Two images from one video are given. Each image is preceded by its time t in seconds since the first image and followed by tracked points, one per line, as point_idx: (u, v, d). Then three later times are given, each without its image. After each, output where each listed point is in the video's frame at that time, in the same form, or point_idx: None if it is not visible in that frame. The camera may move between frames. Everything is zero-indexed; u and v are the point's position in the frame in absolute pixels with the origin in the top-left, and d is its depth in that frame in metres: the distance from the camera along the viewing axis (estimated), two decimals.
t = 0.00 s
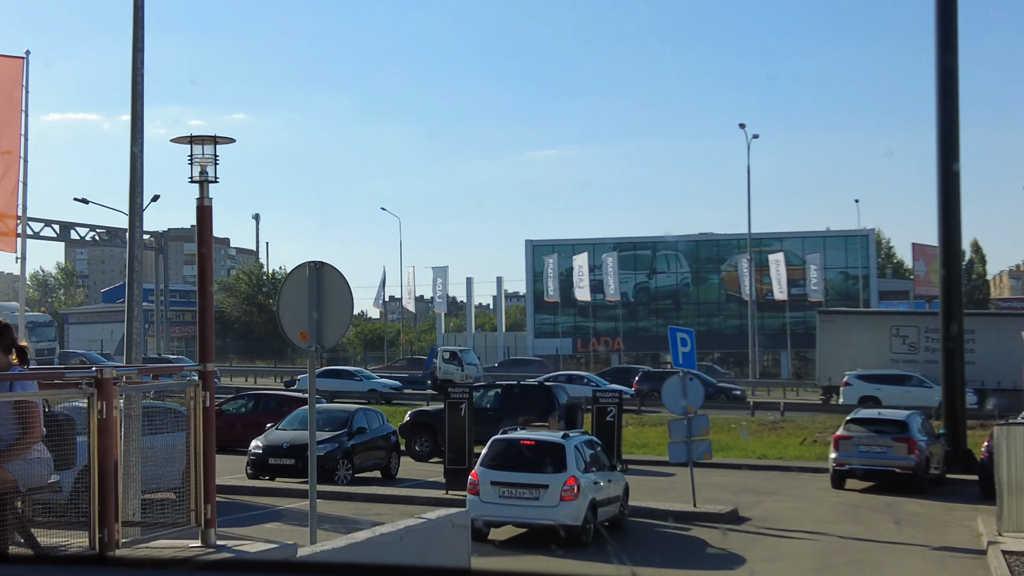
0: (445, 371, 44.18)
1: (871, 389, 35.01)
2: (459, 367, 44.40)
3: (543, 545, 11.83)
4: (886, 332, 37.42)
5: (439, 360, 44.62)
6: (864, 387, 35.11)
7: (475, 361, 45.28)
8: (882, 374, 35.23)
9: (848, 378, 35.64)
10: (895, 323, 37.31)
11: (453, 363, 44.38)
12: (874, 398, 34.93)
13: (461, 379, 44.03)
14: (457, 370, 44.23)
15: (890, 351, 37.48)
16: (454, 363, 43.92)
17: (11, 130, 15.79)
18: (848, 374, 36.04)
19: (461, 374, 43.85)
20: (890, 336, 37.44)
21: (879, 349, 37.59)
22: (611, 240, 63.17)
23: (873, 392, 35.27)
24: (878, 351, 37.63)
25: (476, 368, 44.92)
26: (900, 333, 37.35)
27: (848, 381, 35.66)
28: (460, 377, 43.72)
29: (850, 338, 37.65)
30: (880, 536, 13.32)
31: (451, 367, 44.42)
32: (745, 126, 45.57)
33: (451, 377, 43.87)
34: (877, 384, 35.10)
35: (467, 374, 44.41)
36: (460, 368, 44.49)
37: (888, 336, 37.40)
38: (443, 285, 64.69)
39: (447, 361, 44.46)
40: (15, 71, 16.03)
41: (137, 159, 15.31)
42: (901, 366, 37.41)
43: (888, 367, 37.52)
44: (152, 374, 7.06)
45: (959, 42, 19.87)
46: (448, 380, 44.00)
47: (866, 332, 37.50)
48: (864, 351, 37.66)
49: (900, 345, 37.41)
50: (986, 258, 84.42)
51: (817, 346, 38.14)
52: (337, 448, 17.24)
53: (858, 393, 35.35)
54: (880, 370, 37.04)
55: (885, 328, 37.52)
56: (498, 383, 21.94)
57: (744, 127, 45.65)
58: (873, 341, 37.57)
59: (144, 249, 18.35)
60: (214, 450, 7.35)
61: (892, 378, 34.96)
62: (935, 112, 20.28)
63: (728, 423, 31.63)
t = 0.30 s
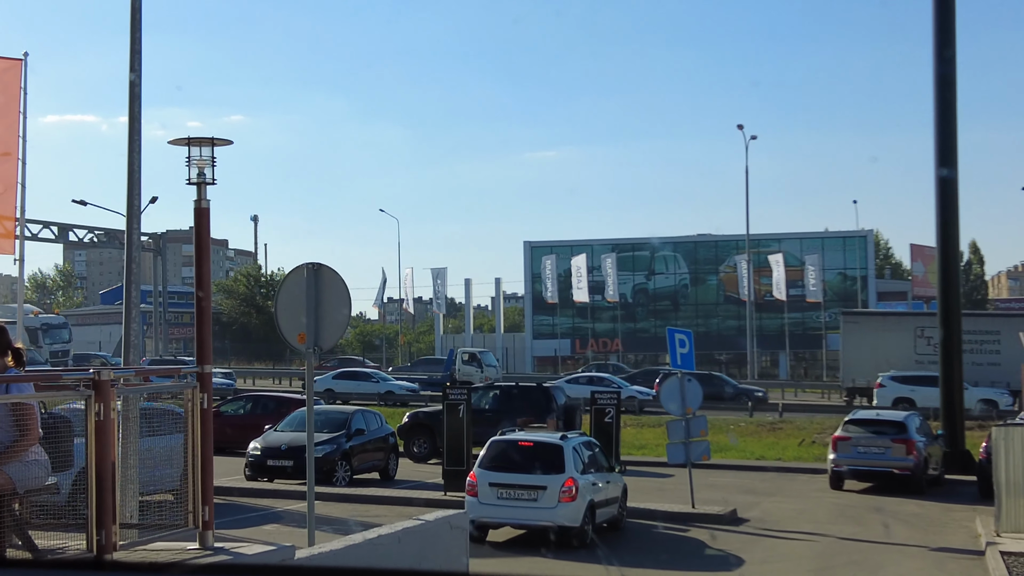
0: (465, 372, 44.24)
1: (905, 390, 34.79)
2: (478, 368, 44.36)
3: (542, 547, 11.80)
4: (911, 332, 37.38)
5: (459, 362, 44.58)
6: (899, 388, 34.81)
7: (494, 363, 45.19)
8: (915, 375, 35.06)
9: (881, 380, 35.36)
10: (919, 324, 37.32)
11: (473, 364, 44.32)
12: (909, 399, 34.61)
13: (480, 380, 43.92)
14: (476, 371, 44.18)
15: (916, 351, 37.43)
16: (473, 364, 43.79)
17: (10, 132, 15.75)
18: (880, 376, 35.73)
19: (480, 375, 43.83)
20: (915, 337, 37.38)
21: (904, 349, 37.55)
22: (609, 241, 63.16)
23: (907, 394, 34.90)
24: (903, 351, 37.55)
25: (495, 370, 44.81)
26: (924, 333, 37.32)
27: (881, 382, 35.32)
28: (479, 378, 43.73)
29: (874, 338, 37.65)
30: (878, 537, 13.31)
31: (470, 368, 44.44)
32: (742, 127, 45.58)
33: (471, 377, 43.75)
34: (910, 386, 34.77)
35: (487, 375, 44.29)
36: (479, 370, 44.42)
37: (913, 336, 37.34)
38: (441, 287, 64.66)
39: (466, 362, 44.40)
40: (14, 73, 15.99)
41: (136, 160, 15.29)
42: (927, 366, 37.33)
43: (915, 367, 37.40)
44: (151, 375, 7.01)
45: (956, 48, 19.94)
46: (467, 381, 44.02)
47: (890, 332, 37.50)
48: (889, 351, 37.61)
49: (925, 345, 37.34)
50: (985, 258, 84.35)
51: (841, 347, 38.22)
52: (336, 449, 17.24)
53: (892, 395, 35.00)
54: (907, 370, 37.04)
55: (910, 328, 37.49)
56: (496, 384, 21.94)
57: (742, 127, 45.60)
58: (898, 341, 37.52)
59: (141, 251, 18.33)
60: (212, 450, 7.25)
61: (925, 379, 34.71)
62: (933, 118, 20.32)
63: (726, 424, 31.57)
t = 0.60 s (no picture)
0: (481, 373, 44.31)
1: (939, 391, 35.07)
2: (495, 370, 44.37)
3: (537, 547, 11.83)
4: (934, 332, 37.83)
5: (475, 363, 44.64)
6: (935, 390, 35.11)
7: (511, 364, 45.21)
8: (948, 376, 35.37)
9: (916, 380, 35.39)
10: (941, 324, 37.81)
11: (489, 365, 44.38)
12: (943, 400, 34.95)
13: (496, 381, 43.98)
14: (492, 372, 44.27)
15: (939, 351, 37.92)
16: (489, 366, 43.81)
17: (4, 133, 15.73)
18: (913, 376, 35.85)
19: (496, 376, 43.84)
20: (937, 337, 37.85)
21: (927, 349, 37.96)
22: (605, 242, 63.19)
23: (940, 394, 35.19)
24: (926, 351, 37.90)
25: (510, 370, 44.94)
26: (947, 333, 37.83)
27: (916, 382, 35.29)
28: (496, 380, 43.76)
29: (897, 338, 37.83)
30: (873, 537, 13.35)
31: (487, 369, 44.47)
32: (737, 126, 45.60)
33: (488, 378, 43.82)
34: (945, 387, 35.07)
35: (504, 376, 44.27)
36: (496, 371, 44.56)
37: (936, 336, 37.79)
38: (437, 287, 64.64)
39: (482, 363, 44.47)
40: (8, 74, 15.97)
41: (129, 162, 15.29)
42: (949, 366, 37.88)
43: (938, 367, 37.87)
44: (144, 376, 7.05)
45: (951, 45, 20.04)
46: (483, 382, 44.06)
47: (913, 331, 37.82)
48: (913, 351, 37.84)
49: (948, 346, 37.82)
50: (980, 258, 84.57)
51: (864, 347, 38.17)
52: (331, 450, 17.24)
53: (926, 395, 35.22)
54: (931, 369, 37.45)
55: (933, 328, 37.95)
56: (491, 385, 21.95)
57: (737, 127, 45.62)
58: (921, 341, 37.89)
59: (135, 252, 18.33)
60: (206, 452, 7.30)
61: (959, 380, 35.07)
62: (928, 115, 20.37)
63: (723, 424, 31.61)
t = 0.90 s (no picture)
0: (495, 374, 44.10)
1: (973, 392, 35.66)
2: (508, 371, 44.24)
3: (529, 547, 11.84)
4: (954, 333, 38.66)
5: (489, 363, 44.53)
6: (968, 391, 35.75)
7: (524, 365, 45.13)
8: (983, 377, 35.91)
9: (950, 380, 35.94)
10: (962, 324, 38.60)
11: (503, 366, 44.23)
12: (978, 401, 35.55)
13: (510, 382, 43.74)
14: (507, 373, 44.08)
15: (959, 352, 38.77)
16: (504, 367, 43.68)
17: None
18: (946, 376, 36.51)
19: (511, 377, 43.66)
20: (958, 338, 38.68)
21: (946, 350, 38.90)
22: (597, 242, 63.24)
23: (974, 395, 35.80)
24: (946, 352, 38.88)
25: (525, 372, 44.75)
26: (967, 334, 38.60)
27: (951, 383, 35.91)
28: (511, 380, 43.61)
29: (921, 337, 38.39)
30: (866, 536, 13.38)
31: (501, 370, 44.29)
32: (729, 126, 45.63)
33: (501, 379, 43.61)
34: (979, 388, 35.70)
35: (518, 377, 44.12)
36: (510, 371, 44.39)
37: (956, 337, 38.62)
38: (429, 289, 64.62)
39: (496, 364, 44.33)
40: None
41: (120, 164, 15.25)
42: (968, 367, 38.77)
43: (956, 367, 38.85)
44: (135, 378, 7.03)
45: (943, 47, 20.15)
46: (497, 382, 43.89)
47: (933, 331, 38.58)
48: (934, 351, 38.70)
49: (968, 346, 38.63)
50: (971, 258, 84.89)
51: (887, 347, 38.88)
52: (324, 451, 17.21)
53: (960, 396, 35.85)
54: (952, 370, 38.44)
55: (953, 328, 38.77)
56: (483, 386, 21.93)
57: (729, 128, 45.65)
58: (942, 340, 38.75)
59: (127, 254, 18.29)
60: (198, 454, 7.27)
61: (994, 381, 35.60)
62: (919, 116, 20.46)
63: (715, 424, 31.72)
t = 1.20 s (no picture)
0: (507, 375, 43.88)
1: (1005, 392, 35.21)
2: (520, 372, 44.03)
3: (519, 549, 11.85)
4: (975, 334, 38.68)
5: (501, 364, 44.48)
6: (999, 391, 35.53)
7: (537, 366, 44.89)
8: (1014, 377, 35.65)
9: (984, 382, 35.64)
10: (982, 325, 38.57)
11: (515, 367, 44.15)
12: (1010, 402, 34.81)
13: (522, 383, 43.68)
14: (519, 374, 44.02)
15: (979, 352, 38.46)
16: (515, 368, 43.51)
17: None
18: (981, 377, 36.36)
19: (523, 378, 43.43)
20: (978, 338, 38.65)
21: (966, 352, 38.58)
22: (587, 243, 63.31)
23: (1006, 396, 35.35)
24: (966, 352, 38.66)
25: (537, 374, 44.60)
26: (987, 334, 38.48)
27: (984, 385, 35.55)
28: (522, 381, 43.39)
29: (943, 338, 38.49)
30: (857, 537, 13.43)
31: (513, 371, 44.07)
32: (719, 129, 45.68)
33: (513, 378, 43.55)
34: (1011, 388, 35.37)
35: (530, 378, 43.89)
36: (522, 373, 44.21)
37: (977, 337, 38.64)
38: (420, 290, 64.58)
39: (508, 365, 44.12)
40: None
41: (109, 165, 15.21)
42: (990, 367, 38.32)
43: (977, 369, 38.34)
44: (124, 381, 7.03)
45: (931, 50, 20.30)
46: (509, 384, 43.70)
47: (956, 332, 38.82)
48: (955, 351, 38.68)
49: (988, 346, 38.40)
50: (959, 258, 85.27)
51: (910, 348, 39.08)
52: (313, 453, 17.18)
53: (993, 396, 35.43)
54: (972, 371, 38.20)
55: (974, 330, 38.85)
56: (474, 387, 21.93)
57: (720, 129, 45.62)
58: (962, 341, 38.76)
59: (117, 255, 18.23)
60: (187, 456, 7.26)
61: None
62: (909, 118, 20.56)
63: (706, 425, 31.84)
